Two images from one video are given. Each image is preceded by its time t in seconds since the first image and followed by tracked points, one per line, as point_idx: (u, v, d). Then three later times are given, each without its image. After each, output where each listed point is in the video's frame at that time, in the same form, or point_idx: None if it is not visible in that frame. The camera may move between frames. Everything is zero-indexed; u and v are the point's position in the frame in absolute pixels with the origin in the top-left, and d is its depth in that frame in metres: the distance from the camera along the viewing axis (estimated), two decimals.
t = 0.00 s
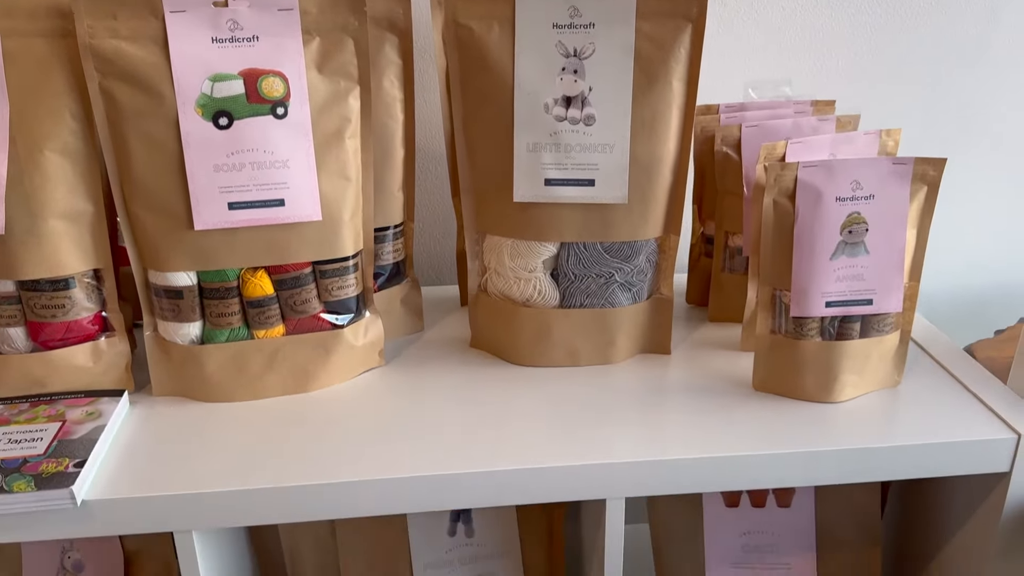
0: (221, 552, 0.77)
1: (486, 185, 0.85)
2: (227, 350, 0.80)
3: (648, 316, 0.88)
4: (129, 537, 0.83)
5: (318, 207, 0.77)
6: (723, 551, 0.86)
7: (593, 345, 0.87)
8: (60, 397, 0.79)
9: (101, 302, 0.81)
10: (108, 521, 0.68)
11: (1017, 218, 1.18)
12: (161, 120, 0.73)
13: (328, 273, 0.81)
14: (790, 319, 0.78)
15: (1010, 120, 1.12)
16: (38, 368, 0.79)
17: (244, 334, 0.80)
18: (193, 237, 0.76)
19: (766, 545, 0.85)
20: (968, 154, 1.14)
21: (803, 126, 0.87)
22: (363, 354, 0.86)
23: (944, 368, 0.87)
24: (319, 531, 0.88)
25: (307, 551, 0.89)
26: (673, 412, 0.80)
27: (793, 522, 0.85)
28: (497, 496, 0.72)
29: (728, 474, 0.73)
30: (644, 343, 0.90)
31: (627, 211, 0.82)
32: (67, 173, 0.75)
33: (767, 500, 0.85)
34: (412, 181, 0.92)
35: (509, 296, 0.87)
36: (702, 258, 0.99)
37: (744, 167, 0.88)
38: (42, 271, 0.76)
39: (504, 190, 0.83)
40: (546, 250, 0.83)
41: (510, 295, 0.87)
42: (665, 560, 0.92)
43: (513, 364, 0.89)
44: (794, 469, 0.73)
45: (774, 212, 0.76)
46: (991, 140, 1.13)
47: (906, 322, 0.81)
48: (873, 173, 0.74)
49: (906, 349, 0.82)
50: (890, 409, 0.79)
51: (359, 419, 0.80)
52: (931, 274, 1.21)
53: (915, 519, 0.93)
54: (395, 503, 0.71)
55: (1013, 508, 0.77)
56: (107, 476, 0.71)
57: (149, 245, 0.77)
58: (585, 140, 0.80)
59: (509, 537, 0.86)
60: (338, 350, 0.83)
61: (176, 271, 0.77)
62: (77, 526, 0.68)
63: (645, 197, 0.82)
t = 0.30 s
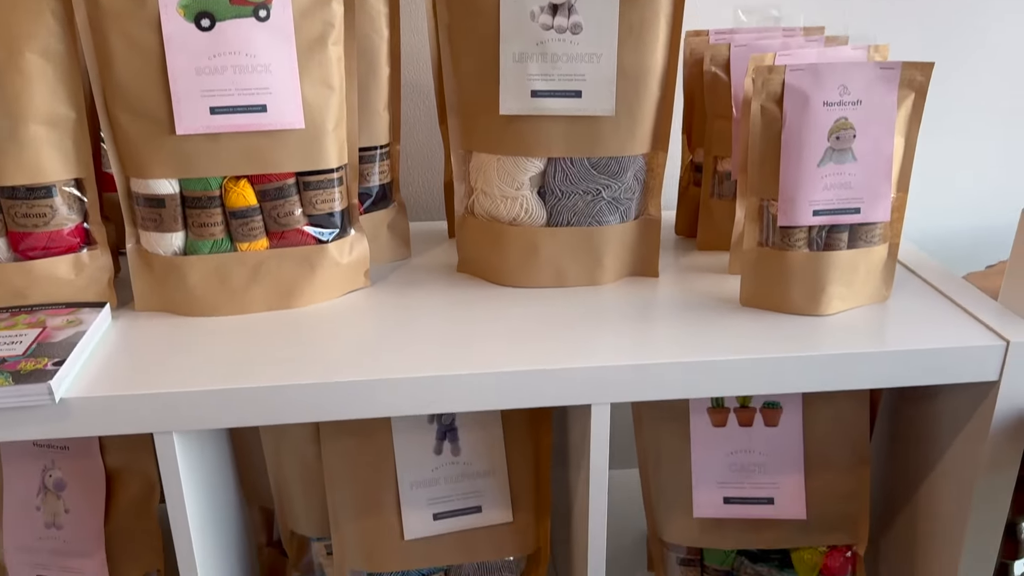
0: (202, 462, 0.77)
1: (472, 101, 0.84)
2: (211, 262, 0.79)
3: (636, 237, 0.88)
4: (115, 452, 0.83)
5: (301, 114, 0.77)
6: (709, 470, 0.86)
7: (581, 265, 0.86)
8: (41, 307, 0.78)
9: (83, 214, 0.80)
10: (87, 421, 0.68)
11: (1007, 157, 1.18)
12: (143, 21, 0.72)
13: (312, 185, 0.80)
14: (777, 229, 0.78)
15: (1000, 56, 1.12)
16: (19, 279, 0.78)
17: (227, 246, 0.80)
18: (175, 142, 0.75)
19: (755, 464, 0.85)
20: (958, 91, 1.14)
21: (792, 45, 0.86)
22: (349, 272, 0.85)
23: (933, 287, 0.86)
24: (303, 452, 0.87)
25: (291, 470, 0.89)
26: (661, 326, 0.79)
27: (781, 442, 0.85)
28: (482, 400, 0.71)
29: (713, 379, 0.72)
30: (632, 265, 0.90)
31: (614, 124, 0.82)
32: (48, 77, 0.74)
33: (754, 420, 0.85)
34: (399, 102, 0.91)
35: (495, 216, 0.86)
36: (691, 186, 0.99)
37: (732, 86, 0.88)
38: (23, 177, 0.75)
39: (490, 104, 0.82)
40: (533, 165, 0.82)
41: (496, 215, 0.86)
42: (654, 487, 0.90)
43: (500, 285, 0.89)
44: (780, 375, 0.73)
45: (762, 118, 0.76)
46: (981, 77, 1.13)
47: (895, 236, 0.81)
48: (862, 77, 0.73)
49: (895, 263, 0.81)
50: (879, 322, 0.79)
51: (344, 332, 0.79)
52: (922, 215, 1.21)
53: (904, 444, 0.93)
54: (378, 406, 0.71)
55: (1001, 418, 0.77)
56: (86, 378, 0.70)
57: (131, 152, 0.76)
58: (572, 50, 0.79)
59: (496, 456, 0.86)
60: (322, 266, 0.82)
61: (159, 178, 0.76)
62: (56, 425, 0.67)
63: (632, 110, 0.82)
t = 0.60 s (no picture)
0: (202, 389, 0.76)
1: (471, 40, 0.85)
2: (211, 196, 0.79)
3: (634, 178, 0.88)
4: (114, 387, 0.83)
5: (302, 47, 0.77)
6: (706, 409, 0.86)
7: (579, 205, 0.87)
8: (43, 239, 0.78)
9: (85, 148, 0.80)
10: (87, 343, 0.68)
11: (1002, 115, 1.20)
12: None
13: (312, 119, 0.81)
14: (774, 161, 0.78)
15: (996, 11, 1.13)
16: (22, 211, 0.78)
17: (227, 180, 0.80)
18: (177, 73, 0.76)
19: (751, 402, 0.86)
20: (953, 47, 1.15)
21: None
22: (348, 211, 0.85)
23: (927, 225, 0.87)
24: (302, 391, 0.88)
25: (291, 411, 0.89)
26: (658, 259, 0.80)
27: (777, 378, 0.85)
28: (480, 325, 0.72)
29: (710, 307, 0.73)
30: (630, 207, 0.90)
31: (612, 61, 0.82)
32: (50, 7, 0.75)
33: (751, 358, 0.85)
34: (398, 45, 0.92)
35: (494, 156, 0.87)
36: (689, 135, 0.99)
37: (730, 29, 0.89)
38: (25, 107, 0.76)
39: (490, 41, 0.83)
40: (532, 103, 0.83)
41: (495, 154, 0.87)
42: (651, 436, 0.90)
43: (499, 225, 0.89)
44: (777, 303, 0.73)
45: (759, 50, 0.76)
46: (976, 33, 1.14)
47: (890, 171, 0.81)
48: (856, 10, 0.74)
49: (890, 199, 0.82)
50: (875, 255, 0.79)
51: (343, 265, 0.80)
52: (918, 173, 1.22)
53: (902, 386, 0.94)
54: (378, 330, 0.71)
55: (996, 350, 0.77)
56: (87, 302, 0.70)
57: (133, 83, 0.77)
58: None
59: (495, 393, 0.86)
60: (322, 202, 0.83)
61: (160, 109, 0.77)
62: (56, 346, 0.68)
63: (630, 48, 0.82)
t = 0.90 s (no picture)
0: (207, 317, 0.77)
1: None
2: (216, 126, 0.79)
3: (640, 117, 0.88)
4: (115, 323, 0.83)
5: None
6: (712, 346, 0.86)
7: (585, 143, 0.86)
8: (48, 167, 0.78)
9: (90, 78, 0.80)
10: (91, 261, 0.68)
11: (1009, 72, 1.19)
12: None
13: (317, 49, 0.80)
14: (781, 92, 0.78)
15: None
16: (27, 140, 0.78)
17: (232, 111, 0.80)
18: None
19: (757, 340, 0.85)
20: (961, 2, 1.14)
21: None
22: (353, 146, 0.85)
23: (933, 163, 0.86)
24: (306, 329, 0.87)
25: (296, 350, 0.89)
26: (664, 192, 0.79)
27: (783, 316, 0.85)
28: (486, 251, 0.71)
29: (718, 233, 0.72)
30: (636, 147, 0.90)
31: None
32: None
33: (757, 296, 0.85)
34: None
35: (500, 94, 0.87)
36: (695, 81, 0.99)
37: None
38: (30, 33, 0.75)
39: None
40: (538, 38, 0.83)
41: (500, 92, 0.86)
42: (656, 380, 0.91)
43: (504, 164, 0.89)
44: (784, 230, 0.73)
45: None
46: None
47: (897, 105, 0.81)
48: None
49: (897, 134, 0.82)
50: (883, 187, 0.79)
51: (348, 197, 0.79)
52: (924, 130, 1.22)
53: (906, 330, 0.93)
54: (382, 255, 0.70)
55: (1003, 281, 0.77)
56: (92, 223, 0.70)
57: (139, 10, 0.77)
58: None
59: (500, 330, 0.86)
60: (327, 135, 0.82)
61: (166, 36, 0.77)
62: (61, 264, 0.68)
63: None
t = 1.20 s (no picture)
0: (212, 244, 0.78)
1: None
2: (219, 54, 0.79)
3: (644, 53, 0.88)
4: (117, 253, 0.82)
5: None
6: (714, 282, 0.86)
7: (590, 77, 0.86)
8: (53, 93, 0.78)
9: (95, 7, 0.80)
10: (92, 174, 0.68)
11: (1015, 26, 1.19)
12: None
13: None
14: (785, 21, 0.79)
15: None
16: (32, 66, 0.78)
17: (236, 39, 0.80)
18: None
19: (760, 275, 0.85)
20: None
21: None
22: (355, 79, 0.85)
23: (936, 99, 0.86)
24: (309, 264, 0.87)
25: (298, 285, 0.88)
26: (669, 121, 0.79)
27: (787, 250, 0.85)
28: (489, 170, 0.71)
29: (722, 155, 0.72)
30: (639, 85, 0.90)
31: None
32: None
33: (760, 231, 0.85)
34: None
35: (502, 28, 0.86)
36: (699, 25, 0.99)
37: None
38: None
39: None
40: None
41: (503, 26, 0.86)
42: (659, 317, 0.90)
43: (508, 100, 0.89)
44: (788, 152, 0.72)
45: None
46: None
47: (900, 37, 0.81)
48: None
49: (901, 66, 0.82)
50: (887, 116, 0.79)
51: (352, 124, 0.79)
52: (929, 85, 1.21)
53: (909, 271, 0.93)
54: (385, 173, 0.70)
55: (1008, 208, 0.77)
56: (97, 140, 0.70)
57: None
58: None
59: (502, 264, 0.86)
60: (330, 65, 0.82)
61: None
62: (62, 176, 0.67)
63: None
